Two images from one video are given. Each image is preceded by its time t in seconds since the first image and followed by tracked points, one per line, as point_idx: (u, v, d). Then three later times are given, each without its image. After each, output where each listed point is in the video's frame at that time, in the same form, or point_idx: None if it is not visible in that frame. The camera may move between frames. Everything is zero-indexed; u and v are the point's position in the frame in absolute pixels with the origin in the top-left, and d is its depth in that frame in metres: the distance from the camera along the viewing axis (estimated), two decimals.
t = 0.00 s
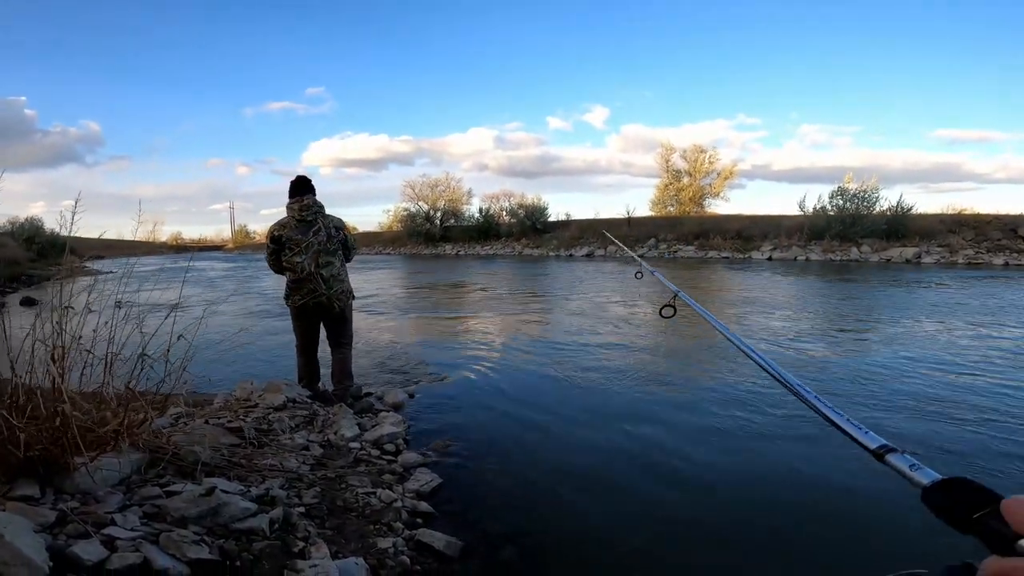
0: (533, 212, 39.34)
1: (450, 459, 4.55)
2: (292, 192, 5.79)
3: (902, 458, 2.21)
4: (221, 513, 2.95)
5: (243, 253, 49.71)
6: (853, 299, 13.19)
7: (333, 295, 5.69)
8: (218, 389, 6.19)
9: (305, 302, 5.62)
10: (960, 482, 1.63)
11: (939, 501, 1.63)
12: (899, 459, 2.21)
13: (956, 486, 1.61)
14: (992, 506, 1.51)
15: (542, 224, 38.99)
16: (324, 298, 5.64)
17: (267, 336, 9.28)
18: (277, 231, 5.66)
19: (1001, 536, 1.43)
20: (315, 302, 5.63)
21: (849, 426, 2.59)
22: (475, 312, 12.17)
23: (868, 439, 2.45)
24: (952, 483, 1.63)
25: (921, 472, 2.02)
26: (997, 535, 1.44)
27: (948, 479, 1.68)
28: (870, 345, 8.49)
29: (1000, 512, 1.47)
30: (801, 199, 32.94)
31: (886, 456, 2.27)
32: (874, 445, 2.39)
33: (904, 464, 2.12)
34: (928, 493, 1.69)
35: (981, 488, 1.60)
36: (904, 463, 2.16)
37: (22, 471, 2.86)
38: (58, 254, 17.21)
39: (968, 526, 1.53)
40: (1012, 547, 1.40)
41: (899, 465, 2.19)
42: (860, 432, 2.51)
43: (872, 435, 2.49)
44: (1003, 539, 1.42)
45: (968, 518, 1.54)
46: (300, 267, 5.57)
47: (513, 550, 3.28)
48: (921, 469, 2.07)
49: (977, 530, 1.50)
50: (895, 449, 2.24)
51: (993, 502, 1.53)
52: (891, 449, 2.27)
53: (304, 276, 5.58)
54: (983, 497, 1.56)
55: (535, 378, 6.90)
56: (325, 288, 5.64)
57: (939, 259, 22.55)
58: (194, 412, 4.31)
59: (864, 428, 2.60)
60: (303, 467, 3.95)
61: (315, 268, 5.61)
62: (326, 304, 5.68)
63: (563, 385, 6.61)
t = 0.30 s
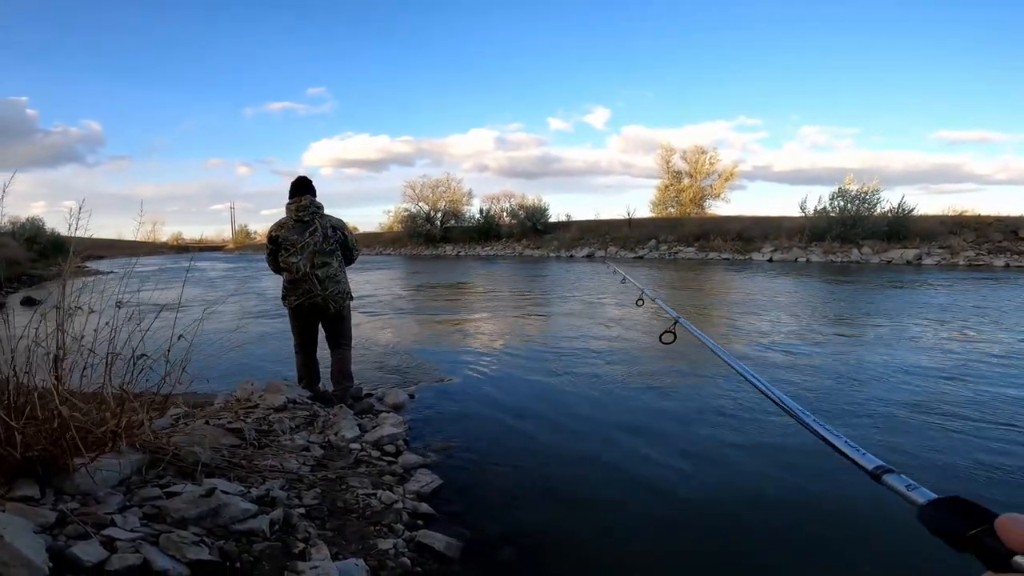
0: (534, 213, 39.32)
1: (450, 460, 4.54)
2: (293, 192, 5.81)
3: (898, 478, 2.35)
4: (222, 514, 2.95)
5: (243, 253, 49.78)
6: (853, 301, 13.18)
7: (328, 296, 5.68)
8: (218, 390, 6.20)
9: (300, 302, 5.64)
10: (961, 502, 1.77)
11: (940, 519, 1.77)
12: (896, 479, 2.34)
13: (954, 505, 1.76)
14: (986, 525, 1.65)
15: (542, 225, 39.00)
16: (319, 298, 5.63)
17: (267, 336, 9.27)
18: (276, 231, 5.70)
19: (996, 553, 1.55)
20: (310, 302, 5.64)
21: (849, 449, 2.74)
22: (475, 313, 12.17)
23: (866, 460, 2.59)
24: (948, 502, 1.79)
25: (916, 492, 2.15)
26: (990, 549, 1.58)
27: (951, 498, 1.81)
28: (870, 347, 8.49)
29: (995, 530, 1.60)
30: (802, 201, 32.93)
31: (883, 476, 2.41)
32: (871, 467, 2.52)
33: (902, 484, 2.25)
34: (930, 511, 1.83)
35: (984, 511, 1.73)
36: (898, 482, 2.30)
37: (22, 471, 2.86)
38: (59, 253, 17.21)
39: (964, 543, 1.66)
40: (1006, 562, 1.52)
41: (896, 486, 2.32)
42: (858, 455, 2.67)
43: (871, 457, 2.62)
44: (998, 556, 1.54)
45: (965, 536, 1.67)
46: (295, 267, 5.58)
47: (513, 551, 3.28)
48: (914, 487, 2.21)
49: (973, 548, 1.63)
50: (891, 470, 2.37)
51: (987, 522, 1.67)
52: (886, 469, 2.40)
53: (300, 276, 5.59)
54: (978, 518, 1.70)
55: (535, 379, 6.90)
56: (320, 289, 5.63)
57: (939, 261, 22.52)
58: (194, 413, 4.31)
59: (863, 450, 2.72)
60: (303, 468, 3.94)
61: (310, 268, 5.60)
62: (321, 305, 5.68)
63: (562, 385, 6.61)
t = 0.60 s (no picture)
0: (538, 212, 39.26)
1: (454, 458, 4.55)
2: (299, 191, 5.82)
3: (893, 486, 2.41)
4: (226, 513, 2.96)
5: (249, 251, 49.91)
6: (860, 301, 13.12)
7: (331, 295, 5.69)
8: (223, 387, 6.22)
9: (304, 301, 5.65)
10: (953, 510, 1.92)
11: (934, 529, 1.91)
12: (891, 487, 2.40)
13: (946, 514, 1.90)
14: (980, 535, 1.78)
15: (547, 224, 38.97)
16: (322, 297, 5.65)
17: (273, 334, 9.30)
18: (281, 229, 5.72)
19: (992, 560, 1.68)
20: (314, 301, 5.65)
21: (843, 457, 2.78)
22: (479, 312, 12.17)
23: (860, 466, 2.63)
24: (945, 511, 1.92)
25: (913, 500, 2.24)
26: (986, 558, 1.71)
27: (943, 505, 1.96)
28: (876, 347, 8.45)
29: (994, 540, 1.72)
30: (808, 201, 32.78)
31: (878, 484, 2.47)
32: (866, 474, 2.57)
33: (897, 492, 2.33)
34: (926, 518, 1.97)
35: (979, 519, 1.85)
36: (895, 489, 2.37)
37: (27, 469, 2.88)
38: (66, 250, 17.32)
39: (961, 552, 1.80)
40: (1002, 570, 1.65)
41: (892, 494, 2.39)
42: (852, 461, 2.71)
43: (865, 465, 2.67)
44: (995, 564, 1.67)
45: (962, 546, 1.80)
46: (298, 266, 5.60)
47: (516, 551, 3.27)
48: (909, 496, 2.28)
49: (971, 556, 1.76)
50: (886, 477, 2.44)
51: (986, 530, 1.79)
52: (881, 477, 2.46)
53: (303, 275, 5.61)
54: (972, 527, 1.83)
55: (540, 378, 6.90)
56: (323, 288, 5.64)
57: (947, 261, 22.39)
58: (200, 410, 4.33)
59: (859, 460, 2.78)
60: (308, 466, 3.95)
61: (313, 268, 5.62)
62: (325, 304, 5.69)
63: (567, 385, 6.61)
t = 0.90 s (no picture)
0: (543, 210, 39.23)
1: (459, 456, 4.55)
2: (304, 188, 5.81)
3: (893, 472, 2.31)
4: (231, 510, 2.97)
5: (254, 250, 50.07)
6: (866, 301, 13.05)
7: (337, 293, 5.72)
8: (229, 384, 6.24)
9: (309, 300, 5.68)
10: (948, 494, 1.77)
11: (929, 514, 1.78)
12: (891, 473, 2.29)
13: (941, 501, 1.76)
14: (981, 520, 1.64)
15: (552, 222, 38.93)
16: (327, 296, 5.67)
17: (279, 331, 9.35)
18: (286, 227, 5.73)
19: (993, 550, 1.56)
20: (319, 299, 5.67)
21: (843, 444, 2.69)
22: (484, 310, 12.18)
23: (861, 455, 2.54)
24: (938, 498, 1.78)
25: (911, 488, 2.11)
26: (984, 545, 1.58)
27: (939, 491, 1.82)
28: (882, 347, 8.40)
29: (993, 526, 1.59)
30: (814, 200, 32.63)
31: (879, 471, 2.35)
32: (867, 461, 2.49)
33: (896, 479, 2.20)
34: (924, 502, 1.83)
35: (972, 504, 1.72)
36: (893, 476, 2.26)
37: (35, 465, 2.89)
38: (74, 248, 17.45)
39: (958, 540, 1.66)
40: (1003, 560, 1.53)
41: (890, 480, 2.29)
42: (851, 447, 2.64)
43: (867, 451, 2.57)
44: (994, 553, 1.55)
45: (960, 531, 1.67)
46: (304, 265, 5.62)
47: (519, 550, 3.26)
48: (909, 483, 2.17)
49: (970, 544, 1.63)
50: (887, 464, 2.33)
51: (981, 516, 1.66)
52: (881, 464, 2.36)
53: (308, 273, 5.63)
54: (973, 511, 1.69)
55: (544, 377, 6.89)
56: (328, 286, 5.66)
57: (955, 261, 22.23)
58: (206, 407, 4.35)
59: (859, 445, 2.67)
60: (313, 464, 3.96)
61: (318, 266, 5.64)
62: (330, 301, 5.71)
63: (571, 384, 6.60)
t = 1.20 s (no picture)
0: (544, 210, 39.21)
1: (459, 456, 4.55)
2: (305, 187, 5.80)
3: (892, 491, 2.42)
4: (232, 509, 2.97)
5: (255, 249, 50.12)
6: (868, 301, 13.03)
7: (338, 292, 5.72)
8: (231, 383, 6.25)
9: (310, 299, 5.68)
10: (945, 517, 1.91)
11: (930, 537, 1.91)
12: (889, 492, 2.40)
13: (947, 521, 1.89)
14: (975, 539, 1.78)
15: (552, 221, 38.91)
16: (329, 295, 5.67)
17: (280, 330, 9.35)
18: (287, 226, 5.72)
19: (989, 565, 1.66)
20: (320, 298, 5.67)
21: (843, 464, 2.78)
22: (484, 309, 12.17)
23: (861, 474, 2.63)
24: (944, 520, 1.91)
25: (911, 507, 2.22)
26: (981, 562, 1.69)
27: (939, 511, 1.96)
28: (883, 347, 8.38)
29: (990, 545, 1.70)
30: (815, 201, 32.60)
31: (878, 491, 2.46)
32: (867, 481, 2.58)
33: (896, 498, 2.31)
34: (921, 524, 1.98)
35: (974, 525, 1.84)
36: (893, 496, 2.37)
37: (36, 465, 2.89)
38: (75, 247, 17.46)
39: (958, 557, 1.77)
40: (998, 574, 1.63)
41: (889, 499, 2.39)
42: (853, 467, 2.72)
43: (866, 471, 2.67)
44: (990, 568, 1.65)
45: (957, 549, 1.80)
46: (305, 264, 5.62)
47: (520, 549, 3.26)
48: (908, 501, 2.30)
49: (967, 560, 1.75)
50: (886, 483, 2.44)
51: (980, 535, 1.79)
52: (881, 482, 2.45)
53: (310, 272, 5.63)
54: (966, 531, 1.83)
55: (545, 376, 6.89)
56: (330, 285, 5.67)
57: (956, 261, 22.19)
58: (207, 406, 4.35)
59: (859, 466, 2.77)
60: (314, 463, 3.96)
61: (320, 265, 5.64)
62: (331, 301, 5.71)
63: (571, 383, 6.59)
